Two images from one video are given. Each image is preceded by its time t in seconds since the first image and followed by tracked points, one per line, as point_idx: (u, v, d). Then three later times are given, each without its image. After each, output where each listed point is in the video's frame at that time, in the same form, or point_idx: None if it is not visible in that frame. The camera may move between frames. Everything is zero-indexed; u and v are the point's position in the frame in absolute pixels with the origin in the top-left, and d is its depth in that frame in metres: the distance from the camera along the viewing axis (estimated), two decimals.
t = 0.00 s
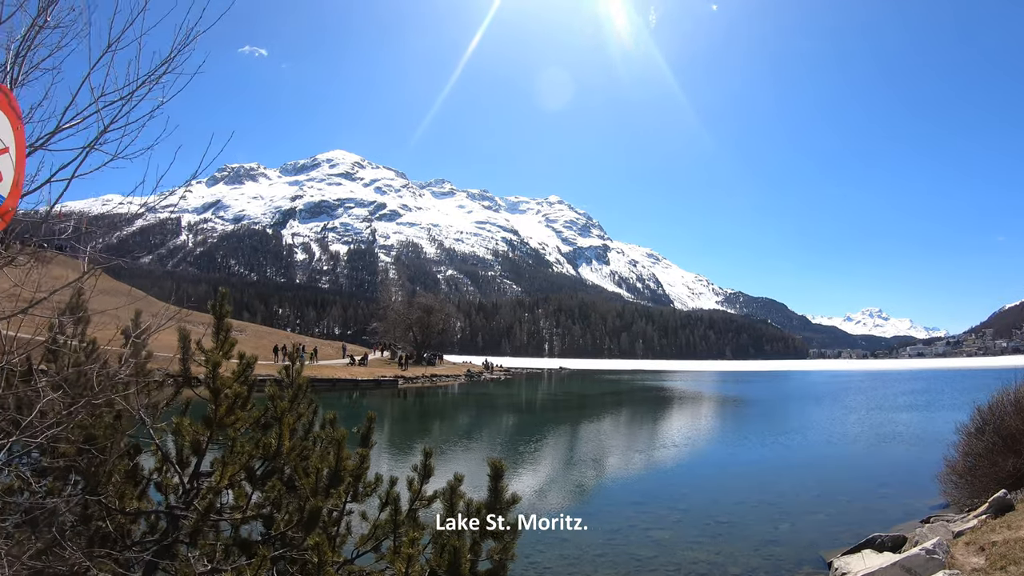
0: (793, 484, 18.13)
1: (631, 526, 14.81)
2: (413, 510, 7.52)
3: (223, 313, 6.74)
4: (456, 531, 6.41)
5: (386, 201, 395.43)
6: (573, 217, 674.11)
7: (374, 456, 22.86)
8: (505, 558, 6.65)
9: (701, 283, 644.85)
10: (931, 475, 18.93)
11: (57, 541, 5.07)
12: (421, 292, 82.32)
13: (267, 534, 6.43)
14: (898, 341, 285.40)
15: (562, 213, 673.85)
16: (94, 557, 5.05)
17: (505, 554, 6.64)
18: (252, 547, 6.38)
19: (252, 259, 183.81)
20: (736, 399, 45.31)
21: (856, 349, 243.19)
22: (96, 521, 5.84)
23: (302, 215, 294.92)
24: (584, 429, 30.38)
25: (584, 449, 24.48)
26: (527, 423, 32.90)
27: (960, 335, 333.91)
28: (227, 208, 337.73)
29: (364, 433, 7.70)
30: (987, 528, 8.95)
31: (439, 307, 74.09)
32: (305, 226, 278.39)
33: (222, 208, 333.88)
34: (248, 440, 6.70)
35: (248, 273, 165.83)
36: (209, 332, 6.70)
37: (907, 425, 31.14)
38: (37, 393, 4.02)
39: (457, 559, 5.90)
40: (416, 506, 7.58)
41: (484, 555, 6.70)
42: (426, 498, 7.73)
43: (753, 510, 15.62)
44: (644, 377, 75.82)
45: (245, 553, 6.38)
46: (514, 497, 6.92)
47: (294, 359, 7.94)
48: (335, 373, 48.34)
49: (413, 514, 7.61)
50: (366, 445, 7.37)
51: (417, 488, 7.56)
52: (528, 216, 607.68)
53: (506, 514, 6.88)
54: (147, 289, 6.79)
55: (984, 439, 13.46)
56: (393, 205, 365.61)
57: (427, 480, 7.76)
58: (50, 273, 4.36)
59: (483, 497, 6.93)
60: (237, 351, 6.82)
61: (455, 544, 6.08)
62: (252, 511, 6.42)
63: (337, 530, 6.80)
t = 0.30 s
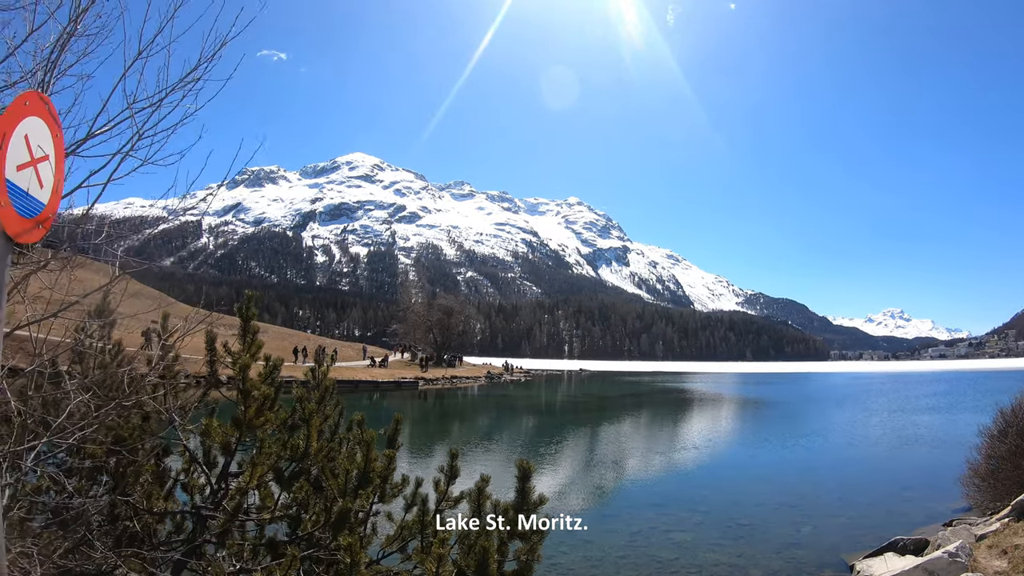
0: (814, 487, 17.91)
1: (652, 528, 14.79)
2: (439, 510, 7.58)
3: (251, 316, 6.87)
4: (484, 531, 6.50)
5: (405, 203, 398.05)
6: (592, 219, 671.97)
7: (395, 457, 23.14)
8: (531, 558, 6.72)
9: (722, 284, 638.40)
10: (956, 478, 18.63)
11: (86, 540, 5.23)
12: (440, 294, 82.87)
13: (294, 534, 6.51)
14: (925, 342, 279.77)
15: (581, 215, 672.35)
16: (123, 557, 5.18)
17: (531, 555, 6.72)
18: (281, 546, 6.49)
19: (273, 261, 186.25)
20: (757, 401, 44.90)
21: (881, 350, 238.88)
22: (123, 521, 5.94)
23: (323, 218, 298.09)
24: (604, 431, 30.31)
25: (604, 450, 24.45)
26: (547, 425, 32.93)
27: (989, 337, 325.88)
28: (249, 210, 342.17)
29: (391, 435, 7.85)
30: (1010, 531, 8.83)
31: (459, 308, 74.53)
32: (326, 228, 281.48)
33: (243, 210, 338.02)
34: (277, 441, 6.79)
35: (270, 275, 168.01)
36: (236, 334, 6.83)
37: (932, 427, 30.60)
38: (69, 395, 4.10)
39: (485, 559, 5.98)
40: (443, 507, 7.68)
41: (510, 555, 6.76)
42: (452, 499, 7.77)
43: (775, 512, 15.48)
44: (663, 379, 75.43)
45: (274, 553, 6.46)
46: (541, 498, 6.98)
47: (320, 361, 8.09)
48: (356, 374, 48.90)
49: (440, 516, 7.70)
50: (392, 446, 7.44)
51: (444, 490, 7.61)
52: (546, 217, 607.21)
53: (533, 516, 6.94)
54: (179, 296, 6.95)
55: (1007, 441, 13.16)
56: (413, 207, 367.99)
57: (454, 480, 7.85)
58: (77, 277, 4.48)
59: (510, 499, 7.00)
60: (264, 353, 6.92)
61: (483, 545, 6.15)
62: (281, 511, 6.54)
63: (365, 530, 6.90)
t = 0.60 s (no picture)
0: (839, 490, 17.72)
1: (676, 531, 14.74)
2: (469, 511, 7.68)
3: (282, 320, 6.96)
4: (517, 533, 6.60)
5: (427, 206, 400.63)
6: (613, 220, 669.06)
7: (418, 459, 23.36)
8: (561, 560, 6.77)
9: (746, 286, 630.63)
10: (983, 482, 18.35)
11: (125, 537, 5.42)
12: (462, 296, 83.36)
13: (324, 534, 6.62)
14: (957, 345, 272.79)
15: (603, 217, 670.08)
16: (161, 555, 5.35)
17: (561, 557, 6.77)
18: (313, 544, 6.60)
19: (297, 264, 188.75)
20: (782, 404, 44.48)
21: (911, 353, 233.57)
22: (155, 520, 6.13)
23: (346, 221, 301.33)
24: (625, 434, 30.17)
25: (626, 454, 24.28)
26: (569, 427, 32.92)
27: None
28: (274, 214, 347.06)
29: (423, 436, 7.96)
30: None
31: (482, 311, 74.92)
32: (349, 231, 284.17)
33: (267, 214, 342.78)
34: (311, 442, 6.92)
35: (294, 278, 170.31)
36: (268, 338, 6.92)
37: (960, 430, 30.03)
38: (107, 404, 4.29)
39: (518, 558, 6.11)
40: (474, 508, 7.76)
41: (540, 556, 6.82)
42: (483, 501, 7.86)
43: (799, 515, 15.35)
44: (686, 382, 74.90)
45: (305, 554, 6.58)
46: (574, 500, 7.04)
47: (351, 364, 8.18)
48: (380, 377, 49.43)
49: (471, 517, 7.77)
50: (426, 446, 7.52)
51: (473, 491, 7.71)
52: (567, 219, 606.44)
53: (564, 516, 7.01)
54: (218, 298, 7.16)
55: None
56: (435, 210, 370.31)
57: (486, 482, 7.97)
58: (116, 284, 4.61)
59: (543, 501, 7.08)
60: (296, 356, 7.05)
61: (515, 544, 6.30)
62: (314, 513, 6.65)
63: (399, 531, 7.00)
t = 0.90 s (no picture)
0: (857, 491, 17.59)
1: (695, 532, 14.71)
2: (492, 509, 7.74)
3: (306, 321, 7.03)
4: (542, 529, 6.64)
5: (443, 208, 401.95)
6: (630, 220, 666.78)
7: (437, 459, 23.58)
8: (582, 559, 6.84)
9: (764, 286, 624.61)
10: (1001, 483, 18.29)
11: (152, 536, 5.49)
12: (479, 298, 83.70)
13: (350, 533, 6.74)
14: (982, 345, 267.82)
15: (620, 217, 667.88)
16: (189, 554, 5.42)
17: (584, 555, 6.85)
18: (339, 545, 6.59)
19: (315, 266, 190.30)
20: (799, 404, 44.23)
21: (935, 354, 229.84)
22: (179, 519, 6.23)
23: (363, 223, 303.57)
24: (642, 435, 30.10)
25: (643, 455, 24.24)
26: (586, 428, 32.92)
27: None
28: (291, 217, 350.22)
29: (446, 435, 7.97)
30: None
31: (500, 312, 75.16)
32: (366, 232, 286.15)
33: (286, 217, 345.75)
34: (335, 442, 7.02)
35: (312, 280, 171.71)
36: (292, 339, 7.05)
37: (980, 431, 29.74)
38: (140, 404, 4.36)
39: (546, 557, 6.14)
40: (498, 507, 7.78)
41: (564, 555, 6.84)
42: (506, 499, 7.97)
43: (818, 515, 15.29)
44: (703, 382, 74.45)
45: (330, 553, 6.49)
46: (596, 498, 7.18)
47: (375, 365, 8.30)
48: (398, 378, 49.76)
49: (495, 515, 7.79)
50: (451, 445, 7.65)
51: (497, 490, 7.83)
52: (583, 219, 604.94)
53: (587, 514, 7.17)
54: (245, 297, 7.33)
55: None
56: (452, 211, 371.48)
57: (510, 481, 8.09)
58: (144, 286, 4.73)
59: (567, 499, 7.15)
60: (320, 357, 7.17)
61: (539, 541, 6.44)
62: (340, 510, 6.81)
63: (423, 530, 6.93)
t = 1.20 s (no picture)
0: (877, 492, 17.38)
1: (717, 532, 14.69)
2: (521, 508, 7.77)
3: (334, 324, 7.07)
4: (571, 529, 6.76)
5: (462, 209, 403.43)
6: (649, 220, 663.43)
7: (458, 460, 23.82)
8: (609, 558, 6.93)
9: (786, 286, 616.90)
10: None
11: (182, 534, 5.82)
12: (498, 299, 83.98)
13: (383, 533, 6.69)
14: (1012, 345, 261.36)
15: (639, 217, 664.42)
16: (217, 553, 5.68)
17: (611, 553, 6.96)
18: (372, 543, 6.62)
19: (335, 267, 192.19)
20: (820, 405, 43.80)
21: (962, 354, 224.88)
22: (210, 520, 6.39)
23: (383, 225, 305.91)
24: (662, 437, 29.94)
25: (663, 457, 24.12)
26: (606, 429, 32.92)
27: None
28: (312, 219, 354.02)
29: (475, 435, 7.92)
30: None
31: (519, 313, 75.38)
32: (385, 235, 288.35)
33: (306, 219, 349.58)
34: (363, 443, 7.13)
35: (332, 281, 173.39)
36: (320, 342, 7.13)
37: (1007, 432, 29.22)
38: (170, 408, 4.63)
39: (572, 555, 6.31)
40: (525, 507, 7.81)
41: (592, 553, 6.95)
42: (534, 499, 8.00)
43: (837, 515, 15.19)
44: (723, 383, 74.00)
45: (360, 552, 6.51)
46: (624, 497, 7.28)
47: (401, 366, 8.27)
48: (418, 379, 50.14)
49: (523, 514, 7.81)
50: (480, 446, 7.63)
51: (526, 491, 7.83)
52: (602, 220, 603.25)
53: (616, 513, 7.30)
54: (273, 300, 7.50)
55: None
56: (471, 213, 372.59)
57: (538, 480, 8.13)
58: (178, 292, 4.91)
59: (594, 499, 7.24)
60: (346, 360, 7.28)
61: (567, 539, 6.59)
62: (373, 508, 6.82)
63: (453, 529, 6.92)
